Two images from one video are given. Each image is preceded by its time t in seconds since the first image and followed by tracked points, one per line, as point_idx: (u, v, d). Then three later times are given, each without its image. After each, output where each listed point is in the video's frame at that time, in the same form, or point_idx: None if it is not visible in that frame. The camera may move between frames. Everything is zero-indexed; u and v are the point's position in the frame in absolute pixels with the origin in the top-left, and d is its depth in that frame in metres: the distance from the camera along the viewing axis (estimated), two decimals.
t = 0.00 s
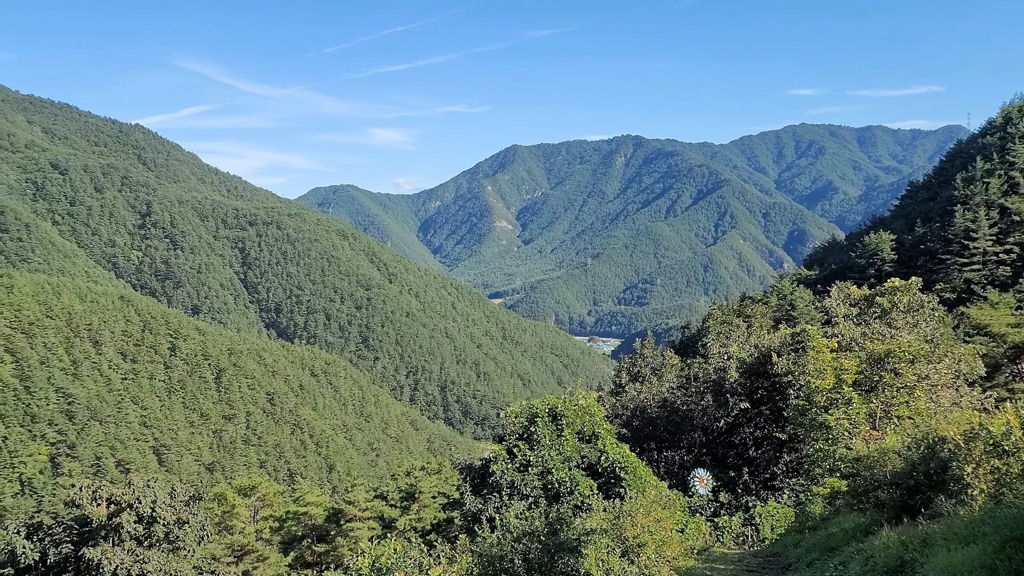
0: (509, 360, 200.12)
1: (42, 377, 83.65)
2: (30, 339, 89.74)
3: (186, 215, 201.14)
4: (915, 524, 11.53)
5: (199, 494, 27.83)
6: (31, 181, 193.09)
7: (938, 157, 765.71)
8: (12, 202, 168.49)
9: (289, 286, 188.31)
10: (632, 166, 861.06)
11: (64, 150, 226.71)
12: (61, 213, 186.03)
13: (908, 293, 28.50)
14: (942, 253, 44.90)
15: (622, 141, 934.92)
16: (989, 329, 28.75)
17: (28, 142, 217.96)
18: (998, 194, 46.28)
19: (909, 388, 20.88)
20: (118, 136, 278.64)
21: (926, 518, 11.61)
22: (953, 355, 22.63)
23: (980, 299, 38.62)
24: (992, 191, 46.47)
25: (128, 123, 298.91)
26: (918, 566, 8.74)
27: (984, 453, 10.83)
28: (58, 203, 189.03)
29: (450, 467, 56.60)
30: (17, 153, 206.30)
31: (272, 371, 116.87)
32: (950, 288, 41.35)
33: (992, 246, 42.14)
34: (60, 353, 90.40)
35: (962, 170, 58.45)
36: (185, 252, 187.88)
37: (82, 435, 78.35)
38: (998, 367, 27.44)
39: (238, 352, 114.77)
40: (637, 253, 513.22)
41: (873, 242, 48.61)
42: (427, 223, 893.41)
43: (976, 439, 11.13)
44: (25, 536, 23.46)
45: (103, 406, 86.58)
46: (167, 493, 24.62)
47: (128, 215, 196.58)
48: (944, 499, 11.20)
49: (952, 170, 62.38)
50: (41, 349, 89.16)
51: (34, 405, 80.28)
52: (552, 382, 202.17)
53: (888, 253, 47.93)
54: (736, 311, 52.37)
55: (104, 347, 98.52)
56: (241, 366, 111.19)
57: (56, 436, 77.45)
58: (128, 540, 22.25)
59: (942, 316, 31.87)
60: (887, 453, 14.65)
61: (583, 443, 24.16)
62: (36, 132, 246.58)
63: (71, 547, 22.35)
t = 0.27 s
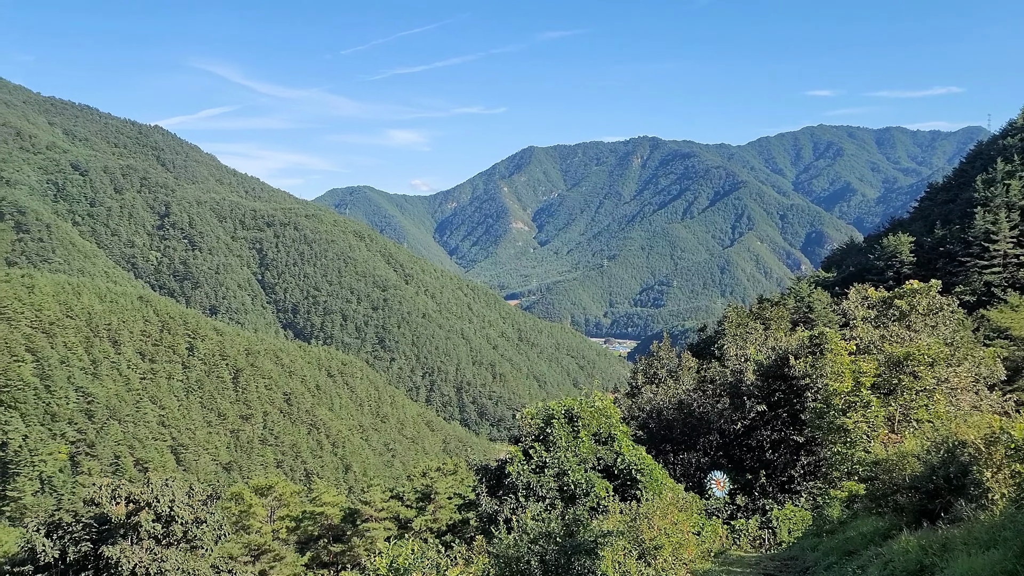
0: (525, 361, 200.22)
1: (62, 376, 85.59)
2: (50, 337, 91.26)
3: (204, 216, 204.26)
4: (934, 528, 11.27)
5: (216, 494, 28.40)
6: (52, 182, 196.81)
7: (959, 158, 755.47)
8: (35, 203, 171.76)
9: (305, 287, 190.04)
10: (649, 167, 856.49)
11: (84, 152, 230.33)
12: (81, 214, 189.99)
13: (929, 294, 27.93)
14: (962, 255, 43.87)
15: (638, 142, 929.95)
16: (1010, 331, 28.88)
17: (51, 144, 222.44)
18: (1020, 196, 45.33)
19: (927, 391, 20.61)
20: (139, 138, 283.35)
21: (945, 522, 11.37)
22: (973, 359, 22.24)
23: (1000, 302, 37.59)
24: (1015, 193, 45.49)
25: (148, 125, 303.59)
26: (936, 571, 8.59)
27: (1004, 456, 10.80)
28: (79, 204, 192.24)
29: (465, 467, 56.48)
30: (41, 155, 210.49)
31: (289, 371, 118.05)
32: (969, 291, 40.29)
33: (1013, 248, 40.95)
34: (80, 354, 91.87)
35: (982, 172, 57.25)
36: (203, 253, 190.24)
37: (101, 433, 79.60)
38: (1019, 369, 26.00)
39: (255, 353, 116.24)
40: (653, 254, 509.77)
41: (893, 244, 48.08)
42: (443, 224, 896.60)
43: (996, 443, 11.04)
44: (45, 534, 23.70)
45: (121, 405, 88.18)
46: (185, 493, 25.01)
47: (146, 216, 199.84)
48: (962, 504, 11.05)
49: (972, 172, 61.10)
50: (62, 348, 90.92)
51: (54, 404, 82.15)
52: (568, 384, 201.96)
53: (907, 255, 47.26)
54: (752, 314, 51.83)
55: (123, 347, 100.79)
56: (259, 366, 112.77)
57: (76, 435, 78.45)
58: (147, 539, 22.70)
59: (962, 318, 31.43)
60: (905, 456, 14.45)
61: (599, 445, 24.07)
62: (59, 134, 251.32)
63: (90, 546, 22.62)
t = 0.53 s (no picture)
0: (541, 362, 199.96)
1: (81, 374, 86.78)
2: (70, 336, 93.51)
3: (222, 216, 205.89)
4: (954, 532, 11.06)
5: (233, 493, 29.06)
6: (73, 183, 200.39)
7: (984, 157, 739.41)
8: (57, 203, 174.87)
9: (322, 287, 191.85)
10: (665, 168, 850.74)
11: (104, 153, 233.31)
12: (101, 214, 194.35)
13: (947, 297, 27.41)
14: (982, 257, 42.95)
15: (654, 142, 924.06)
16: None
17: (73, 146, 226.47)
18: None
19: (948, 394, 20.31)
20: (158, 139, 287.74)
21: (965, 526, 11.19)
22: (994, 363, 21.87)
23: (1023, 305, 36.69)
24: None
25: (167, 125, 307.93)
26: None
27: None
28: (99, 206, 195.93)
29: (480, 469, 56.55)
30: (63, 156, 214.03)
31: (306, 371, 118.94)
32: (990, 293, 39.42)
33: None
34: (99, 352, 94.01)
35: (1005, 172, 55.87)
36: (221, 253, 192.27)
37: (119, 432, 81.76)
38: None
39: (272, 352, 116.93)
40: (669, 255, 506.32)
41: (910, 246, 47.17)
42: (458, 225, 898.86)
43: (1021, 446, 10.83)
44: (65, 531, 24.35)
45: (139, 404, 89.13)
46: (202, 491, 25.71)
47: (165, 216, 202.93)
48: (983, 508, 10.89)
49: (994, 172, 59.66)
50: (82, 347, 92.77)
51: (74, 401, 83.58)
52: (584, 385, 201.30)
53: (926, 257, 46.33)
54: (769, 316, 51.20)
55: (141, 346, 101.95)
56: (276, 365, 113.33)
57: (95, 433, 80.75)
58: (165, 537, 23.20)
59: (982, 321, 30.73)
60: (924, 460, 14.26)
61: (616, 446, 23.98)
62: (80, 136, 255.84)
63: (109, 544, 22.80)
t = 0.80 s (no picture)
0: (559, 363, 199.54)
1: (105, 373, 88.67)
2: (93, 336, 95.55)
3: (242, 217, 206.09)
4: (976, 537, 10.81)
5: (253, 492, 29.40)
6: (96, 184, 203.42)
7: (1013, 156, 721.63)
8: (81, 204, 177.70)
9: (340, 288, 193.61)
10: (684, 169, 844.57)
11: (126, 154, 235.78)
12: (123, 215, 196.63)
13: (968, 299, 26.65)
14: (1006, 259, 41.74)
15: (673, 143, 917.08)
16: None
17: (96, 147, 230.21)
18: None
19: (971, 397, 19.92)
20: (180, 141, 292.78)
21: (987, 531, 10.92)
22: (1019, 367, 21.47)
23: None
24: None
25: (189, 128, 313.01)
26: None
27: None
28: (121, 207, 197.99)
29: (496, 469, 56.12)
30: (85, 158, 216.55)
31: (324, 371, 120.06)
32: (1015, 295, 38.18)
33: None
34: (120, 352, 95.47)
35: None
36: (241, 254, 193.08)
37: (141, 431, 82.67)
38: None
39: (291, 352, 117.57)
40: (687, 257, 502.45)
41: (931, 248, 46.12)
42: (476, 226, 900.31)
43: None
44: (86, 528, 24.49)
45: (160, 403, 90.20)
46: (222, 490, 26.14)
47: (185, 216, 204.03)
48: (1006, 512, 10.67)
49: (1020, 172, 57.97)
50: (103, 348, 94.70)
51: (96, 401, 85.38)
52: (602, 387, 200.42)
53: (948, 259, 45.25)
54: (788, 318, 50.38)
55: (162, 347, 103.51)
56: (294, 366, 113.56)
57: (117, 432, 82.63)
58: (186, 536, 23.75)
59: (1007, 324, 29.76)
60: (946, 464, 13.99)
61: (633, 448, 23.85)
62: (103, 137, 260.61)
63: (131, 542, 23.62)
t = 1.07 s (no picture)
0: (579, 365, 198.91)
1: (129, 374, 87.66)
2: (118, 336, 94.45)
3: (265, 218, 206.44)
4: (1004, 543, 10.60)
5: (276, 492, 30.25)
6: (120, 185, 203.02)
7: None
8: (106, 206, 178.90)
9: (362, 289, 195.23)
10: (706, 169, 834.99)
11: (149, 155, 237.70)
12: (147, 216, 193.12)
13: (995, 301, 25.90)
14: None
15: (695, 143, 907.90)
16: None
17: (121, 149, 232.57)
18: None
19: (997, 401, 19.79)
20: (204, 144, 297.65)
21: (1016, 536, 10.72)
22: None
23: None
24: None
25: (212, 130, 317.91)
26: None
27: None
28: (145, 208, 194.83)
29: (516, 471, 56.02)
30: (110, 159, 217.66)
31: (346, 371, 121.17)
32: None
33: None
34: (144, 352, 94.36)
35: None
36: (263, 255, 192.94)
37: (165, 431, 81.85)
38: None
39: (314, 352, 117.75)
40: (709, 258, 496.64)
41: (957, 249, 44.88)
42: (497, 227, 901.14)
43: None
44: (111, 527, 25.66)
45: (183, 403, 89.34)
46: (244, 490, 27.00)
47: (209, 218, 201.14)
48: None
49: None
50: (128, 346, 93.45)
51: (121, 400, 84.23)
52: (623, 388, 199.38)
53: (974, 260, 43.97)
54: (811, 320, 49.47)
55: (186, 346, 102.63)
56: (316, 367, 113.27)
57: (142, 431, 81.49)
58: (209, 535, 24.69)
59: None
60: (973, 468, 13.84)
61: (655, 450, 23.79)
62: (128, 139, 264.88)
63: (155, 540, 24.83)
